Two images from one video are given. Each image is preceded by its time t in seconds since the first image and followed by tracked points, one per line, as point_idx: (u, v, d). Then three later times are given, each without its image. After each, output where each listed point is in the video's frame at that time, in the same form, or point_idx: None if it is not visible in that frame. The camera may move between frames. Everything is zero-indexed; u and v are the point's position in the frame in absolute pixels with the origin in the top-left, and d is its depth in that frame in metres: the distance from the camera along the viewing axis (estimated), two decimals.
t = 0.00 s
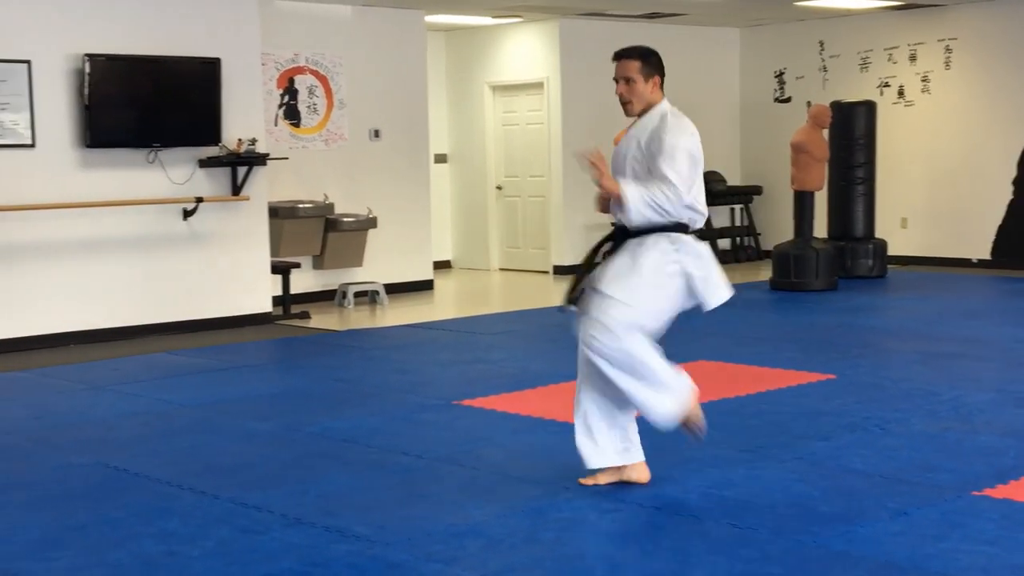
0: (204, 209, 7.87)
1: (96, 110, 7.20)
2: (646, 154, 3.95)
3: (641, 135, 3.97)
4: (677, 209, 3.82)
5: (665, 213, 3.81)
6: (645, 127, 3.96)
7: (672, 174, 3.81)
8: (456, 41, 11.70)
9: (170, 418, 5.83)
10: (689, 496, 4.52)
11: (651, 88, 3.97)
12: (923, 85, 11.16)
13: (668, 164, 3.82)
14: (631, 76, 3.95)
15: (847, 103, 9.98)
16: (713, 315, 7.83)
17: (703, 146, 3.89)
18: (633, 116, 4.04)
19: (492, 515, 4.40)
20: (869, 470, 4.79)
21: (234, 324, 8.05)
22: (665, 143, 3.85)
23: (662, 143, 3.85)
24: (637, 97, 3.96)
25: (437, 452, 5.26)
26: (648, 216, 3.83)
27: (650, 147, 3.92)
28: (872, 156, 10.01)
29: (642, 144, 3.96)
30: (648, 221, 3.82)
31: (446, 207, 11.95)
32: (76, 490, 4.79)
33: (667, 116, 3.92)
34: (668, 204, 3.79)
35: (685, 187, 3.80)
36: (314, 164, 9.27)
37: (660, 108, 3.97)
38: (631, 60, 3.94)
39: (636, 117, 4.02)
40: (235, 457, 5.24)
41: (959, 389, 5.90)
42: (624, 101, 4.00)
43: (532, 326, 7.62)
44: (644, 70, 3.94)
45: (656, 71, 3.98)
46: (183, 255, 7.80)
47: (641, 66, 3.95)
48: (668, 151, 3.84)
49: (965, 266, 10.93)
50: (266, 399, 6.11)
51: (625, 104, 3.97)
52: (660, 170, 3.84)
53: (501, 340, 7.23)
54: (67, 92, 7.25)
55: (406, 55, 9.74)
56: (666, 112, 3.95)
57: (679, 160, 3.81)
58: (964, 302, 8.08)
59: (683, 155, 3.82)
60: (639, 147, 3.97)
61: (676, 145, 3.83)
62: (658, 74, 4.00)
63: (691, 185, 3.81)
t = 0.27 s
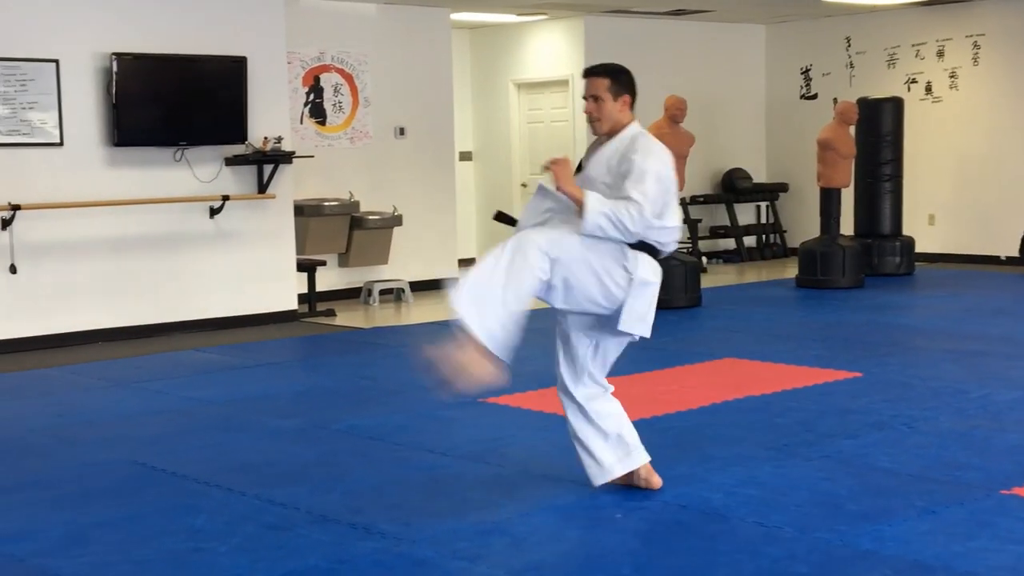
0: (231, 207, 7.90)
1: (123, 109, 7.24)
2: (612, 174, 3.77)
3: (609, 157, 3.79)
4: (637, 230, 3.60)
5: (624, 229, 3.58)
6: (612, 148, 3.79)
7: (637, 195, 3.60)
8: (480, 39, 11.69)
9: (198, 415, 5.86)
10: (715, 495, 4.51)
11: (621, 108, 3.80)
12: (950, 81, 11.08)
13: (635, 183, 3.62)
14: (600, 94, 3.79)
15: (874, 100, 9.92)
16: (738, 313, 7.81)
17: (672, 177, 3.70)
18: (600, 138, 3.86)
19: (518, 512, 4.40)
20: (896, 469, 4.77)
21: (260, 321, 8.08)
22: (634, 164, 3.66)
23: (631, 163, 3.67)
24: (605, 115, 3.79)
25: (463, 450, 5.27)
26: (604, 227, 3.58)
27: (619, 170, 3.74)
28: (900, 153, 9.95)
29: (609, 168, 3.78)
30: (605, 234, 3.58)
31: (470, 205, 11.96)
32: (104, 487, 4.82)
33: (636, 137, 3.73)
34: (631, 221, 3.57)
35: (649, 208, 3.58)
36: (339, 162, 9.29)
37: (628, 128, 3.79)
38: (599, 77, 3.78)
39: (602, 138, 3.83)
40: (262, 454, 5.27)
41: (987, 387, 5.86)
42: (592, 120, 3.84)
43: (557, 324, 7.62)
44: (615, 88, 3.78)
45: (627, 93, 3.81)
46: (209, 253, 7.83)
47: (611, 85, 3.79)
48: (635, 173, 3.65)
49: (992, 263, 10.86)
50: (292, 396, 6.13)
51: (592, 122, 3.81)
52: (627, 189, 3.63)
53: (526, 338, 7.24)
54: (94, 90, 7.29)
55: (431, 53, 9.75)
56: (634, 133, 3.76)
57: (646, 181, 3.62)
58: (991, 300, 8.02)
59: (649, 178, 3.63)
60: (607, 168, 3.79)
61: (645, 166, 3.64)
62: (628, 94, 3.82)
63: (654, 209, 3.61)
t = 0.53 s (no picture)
0: (247, 203, 7.91)
1: (139, 106, 7.25)
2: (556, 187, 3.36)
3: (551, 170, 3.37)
4: (595, 235, 3.17)
5: (579, 233, 3.15)
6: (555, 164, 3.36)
7: (598, 200, 3.20)
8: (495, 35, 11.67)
9: (214, 411, 5.87)
10: (731, 491, 4.51)
11: (559, 128, 3.33)
12: (968, 76, 11.03)
13: (594, 190, 3.22)
14: (537, 109, 3.27)
15: (891, 94, 9.88)
16: (753, 309, 7.79)
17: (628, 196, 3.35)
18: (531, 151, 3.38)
19: (534, 509, 4.40)
20: (913, 465, 4.75)
21: (276, 318, 8.10)
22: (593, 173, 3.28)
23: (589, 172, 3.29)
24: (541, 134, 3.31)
25: (479, 446, 5.27)
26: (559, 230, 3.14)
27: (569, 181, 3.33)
28: (916, 148, 9.91)
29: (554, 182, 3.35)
30: (559, 234, 3.14)
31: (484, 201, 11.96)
32: (121, 483, 4.83)
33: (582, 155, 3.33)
34: (587, 224, 3.13)
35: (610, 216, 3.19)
36: (355, 159, 9.29)
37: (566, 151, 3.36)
38: (542, 92, 3.25)
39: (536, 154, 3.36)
40: (278, 451, 5.27)
41: (1005, 383, 5.84)
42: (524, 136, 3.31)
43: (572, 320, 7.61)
44: (555, 106, 3.28)
45: (566, 109, 3.33)
46: (224, 250, 7.84)
47: (553, 102, 3.28)
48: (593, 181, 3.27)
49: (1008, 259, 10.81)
50: (308, 393, 6.14)
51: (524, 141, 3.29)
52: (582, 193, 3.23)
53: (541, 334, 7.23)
54: (110, 87, 7.31)
55: (446, 50, 9.75)
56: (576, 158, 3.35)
57: (610, 191, 3.24)
58: (1006, 296, 7.98)
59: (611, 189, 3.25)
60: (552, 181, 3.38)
61: (606, 175, 3.26)
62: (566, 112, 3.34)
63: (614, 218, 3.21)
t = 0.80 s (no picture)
0: (253, 200, 7.91)
1: (146, 103, 7.25)
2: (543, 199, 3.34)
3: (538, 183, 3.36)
4: (570, 237, 3.15)
5: (554, 235, 3.12)
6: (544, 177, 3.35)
7: (577, 204, 3.19)
8: (501, 31, 11.67)
9: (221, 407, 5.88)
10: (737, 487, 4.50)
11: (551, 139, 3.34)
12: (975, 71, 11.00)
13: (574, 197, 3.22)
14: (530, 118, 3.30)
15: (898, 90, 9.86)
16: (760, 305, 7.78)
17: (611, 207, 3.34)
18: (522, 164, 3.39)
19: (541, 504, 4.40)
20: (920, 461, 4.74)
21: (282, 314, 8.11)
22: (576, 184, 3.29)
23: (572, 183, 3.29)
24: (532, 145, 3.32)
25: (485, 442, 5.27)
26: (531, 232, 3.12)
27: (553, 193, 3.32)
28: (923, 143, 9.89)
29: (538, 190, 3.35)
30: (531, 234, 3.11)
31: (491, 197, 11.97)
32: (128, 479, 4.84)
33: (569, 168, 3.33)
34: (561, 227, 3.12)
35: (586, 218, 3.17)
36: (361, 155, 9.29)
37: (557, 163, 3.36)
38: (534, 102, 3.29)
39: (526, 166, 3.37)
40: (284, 446, 5.28)
41: (1012, 379, 5.83)
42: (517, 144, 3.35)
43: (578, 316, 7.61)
44: (547, 116, 3.30)
45: (558, 121, 3.35)
46: (230, 246, 7.84)
47: (545, 111, 3.31)
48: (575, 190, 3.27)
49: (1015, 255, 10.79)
50: (314, 389, 6.14)
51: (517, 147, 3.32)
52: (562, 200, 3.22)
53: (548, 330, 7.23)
54: (116, 84, 7.31)
55: (453, 46, 9.75)
56: (564, 169, 3.34)
57: (590, 196, 3.23)
58: (1013, 292, 7.96)
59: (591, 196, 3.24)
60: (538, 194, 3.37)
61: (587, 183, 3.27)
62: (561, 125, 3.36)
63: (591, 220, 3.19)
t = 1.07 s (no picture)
0: (252, 197, 7.91)
1: (145, 101, 7.24)
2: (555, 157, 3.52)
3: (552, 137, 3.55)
4: (578, 216, 3.36)
5: (562, 216, 3.34)
6: (556, 129, 3.54)
7: (577, 176, 3.35)
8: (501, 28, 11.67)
9: (220, 405, 5.87)
10: (736, 485, 4.51)
11: (560, 89, 3.53)
12: (974, 68, 11.00)
13: (573, 165, 3.37)
14: (537, 74, 3.51)
15: (897, 87, 9.86)
16: (760, 303, 7.78)
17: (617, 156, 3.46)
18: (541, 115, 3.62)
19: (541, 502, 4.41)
20: (920, 459, 4.74)
21: (281, 312, 8.11)
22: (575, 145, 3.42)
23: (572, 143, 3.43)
24: (542, 95, 3.53)
25: (484, 440, 5.27)
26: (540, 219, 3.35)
27: (561, 154, 3.49)
28: (923, 140, 9.89)
29: (551, 152, 3.53)
30: (543, 226, 3.35)
31: (490, 195, 11.96)
32: (127, 477, 4.84)
33: (577, 121, 3.49)
34: (568, 211, 3.33)
35: (588, 190, 3.33)
36: (360, 153, 9.29)
37: (569, 113, 3.54)
38: (539, 57, 3.49)
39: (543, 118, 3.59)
40: (284, 444, 5.28)
41: (1012, 376, 5.83)
42: (530, 101, 3.56)
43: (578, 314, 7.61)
44: (554, 67, 3.50)
45: (568, 72, 3.53)
46: (229, 244, 7.84)
47: (551, 64, 3.51)
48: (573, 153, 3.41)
49: (1014, 252, 10.79)
50: (313, 387, 6.14)
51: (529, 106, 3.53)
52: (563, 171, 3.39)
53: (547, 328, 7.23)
54: (115, 82, 7.31)
55: (452, 44, 9.74)
56: (573, 119, 3.52)
57: (588, 161, 3.37)
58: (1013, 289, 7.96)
59: (589, 158, 3.38)
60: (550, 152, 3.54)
61: (582, 144, 3.40)
62: (569, 75, 3.54)
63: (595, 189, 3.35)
